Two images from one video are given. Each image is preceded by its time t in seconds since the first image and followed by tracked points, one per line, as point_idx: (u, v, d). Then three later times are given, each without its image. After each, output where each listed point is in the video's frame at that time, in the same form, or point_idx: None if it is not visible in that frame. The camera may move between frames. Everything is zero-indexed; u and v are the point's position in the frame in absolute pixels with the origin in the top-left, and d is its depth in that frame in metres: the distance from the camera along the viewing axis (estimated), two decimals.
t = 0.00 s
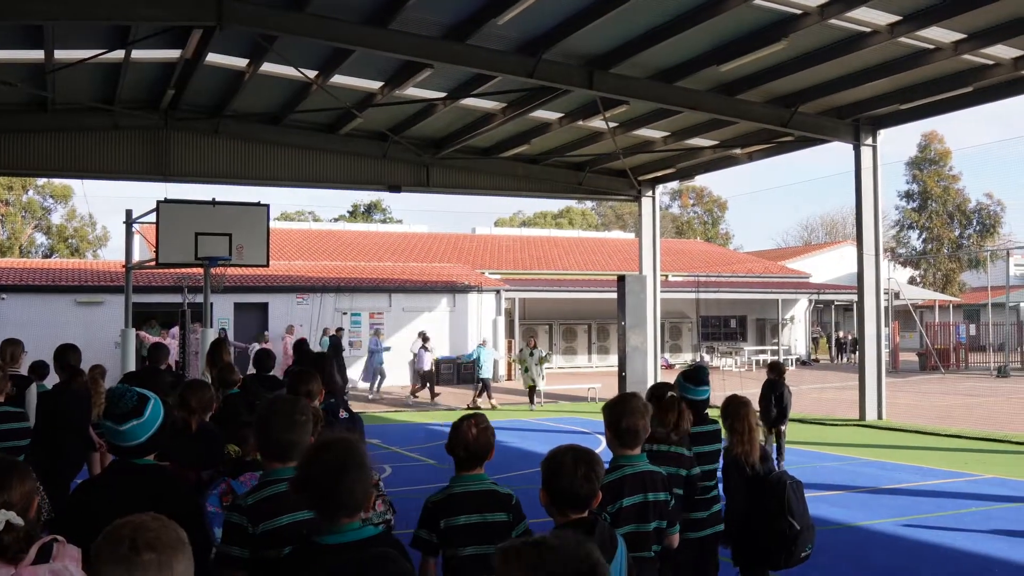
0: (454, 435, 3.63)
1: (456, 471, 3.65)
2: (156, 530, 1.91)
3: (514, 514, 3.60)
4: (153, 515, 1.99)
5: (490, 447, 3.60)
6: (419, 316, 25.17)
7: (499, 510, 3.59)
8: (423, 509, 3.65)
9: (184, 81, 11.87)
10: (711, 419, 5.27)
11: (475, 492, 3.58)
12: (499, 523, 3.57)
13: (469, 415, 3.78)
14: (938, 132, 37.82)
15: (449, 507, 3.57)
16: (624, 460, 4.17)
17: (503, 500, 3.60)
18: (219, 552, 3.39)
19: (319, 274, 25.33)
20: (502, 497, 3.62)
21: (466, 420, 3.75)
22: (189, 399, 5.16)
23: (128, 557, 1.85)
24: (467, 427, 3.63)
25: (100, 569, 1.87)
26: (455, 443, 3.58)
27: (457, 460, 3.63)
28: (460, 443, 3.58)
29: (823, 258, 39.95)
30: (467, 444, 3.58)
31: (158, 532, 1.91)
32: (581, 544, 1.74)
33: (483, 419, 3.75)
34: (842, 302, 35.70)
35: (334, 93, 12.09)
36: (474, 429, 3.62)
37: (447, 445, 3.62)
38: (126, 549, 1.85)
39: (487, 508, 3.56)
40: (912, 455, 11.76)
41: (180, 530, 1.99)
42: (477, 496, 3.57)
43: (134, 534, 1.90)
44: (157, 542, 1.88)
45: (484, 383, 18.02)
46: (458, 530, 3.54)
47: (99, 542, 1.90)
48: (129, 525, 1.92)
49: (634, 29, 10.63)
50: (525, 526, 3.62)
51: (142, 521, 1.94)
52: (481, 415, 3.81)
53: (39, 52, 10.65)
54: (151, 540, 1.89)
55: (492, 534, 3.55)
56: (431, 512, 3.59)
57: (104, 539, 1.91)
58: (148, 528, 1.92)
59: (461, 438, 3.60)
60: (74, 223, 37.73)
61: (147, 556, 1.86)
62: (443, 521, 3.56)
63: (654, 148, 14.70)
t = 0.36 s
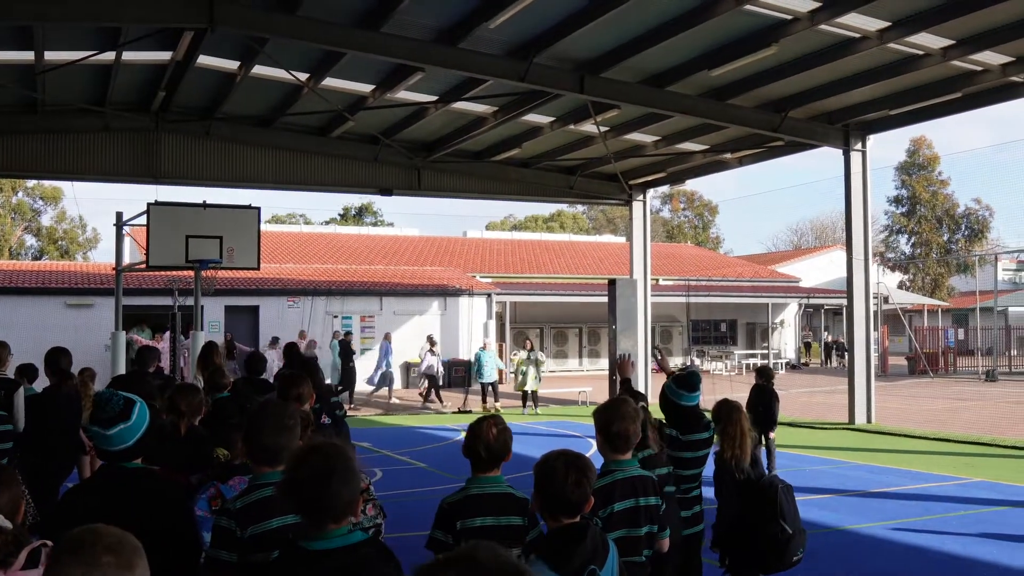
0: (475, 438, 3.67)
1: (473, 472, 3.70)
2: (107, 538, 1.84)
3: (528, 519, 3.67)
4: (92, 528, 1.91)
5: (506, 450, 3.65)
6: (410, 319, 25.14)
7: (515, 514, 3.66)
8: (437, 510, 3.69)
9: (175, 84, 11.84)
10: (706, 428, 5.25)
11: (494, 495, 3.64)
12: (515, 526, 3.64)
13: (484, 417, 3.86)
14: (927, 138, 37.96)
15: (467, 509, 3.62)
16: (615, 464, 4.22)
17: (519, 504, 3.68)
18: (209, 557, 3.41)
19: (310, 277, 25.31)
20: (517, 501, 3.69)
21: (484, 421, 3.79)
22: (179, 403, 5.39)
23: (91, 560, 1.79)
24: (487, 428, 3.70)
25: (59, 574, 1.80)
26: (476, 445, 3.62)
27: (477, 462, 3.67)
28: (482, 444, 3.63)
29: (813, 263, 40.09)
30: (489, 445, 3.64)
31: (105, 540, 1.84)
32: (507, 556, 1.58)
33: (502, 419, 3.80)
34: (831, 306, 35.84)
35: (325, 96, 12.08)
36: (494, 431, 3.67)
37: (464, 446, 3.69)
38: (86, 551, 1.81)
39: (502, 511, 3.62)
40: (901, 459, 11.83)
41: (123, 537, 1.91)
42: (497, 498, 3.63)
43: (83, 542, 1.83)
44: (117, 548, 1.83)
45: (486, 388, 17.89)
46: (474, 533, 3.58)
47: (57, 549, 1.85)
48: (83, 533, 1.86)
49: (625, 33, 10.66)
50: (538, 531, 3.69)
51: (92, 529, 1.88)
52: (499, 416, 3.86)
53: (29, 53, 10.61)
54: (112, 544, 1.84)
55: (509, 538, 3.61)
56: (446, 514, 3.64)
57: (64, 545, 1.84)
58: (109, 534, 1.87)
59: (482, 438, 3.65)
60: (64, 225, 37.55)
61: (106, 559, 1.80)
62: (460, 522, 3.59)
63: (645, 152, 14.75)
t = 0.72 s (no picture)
0: (457, 448, 3.70)
1: (460, 484, 3.71)
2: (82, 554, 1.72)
3: (517, 526, 3.67)
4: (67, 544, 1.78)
5: (490, 457, 3.69)
6: (407, 325, 25.12)
7: (504, 523, 3.65)
8: (425, 523, 3.67)
9: (172, 90, 11.84)
10: (696, 434, 5.23)
11: (481, 505, 3.63)
12: (504, 534, 3.63)
13: (464, 426, 3.85)
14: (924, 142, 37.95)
15: (456, 521, 3.59)
16: (612, 471, 4.21)
17: (507, 512, 3.68)
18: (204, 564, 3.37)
19: (307, 283, 25.32)
20: (505, 509, 3.68)
21: (466, 430, 3.83)
22: (174, 410, 5.42)
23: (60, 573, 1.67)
24: (469, 437, 3.73)
25: None
26: (458, 454, 3.66)
27: (461, 472, 3.69)
28: (464, 454, 3.66)
29: (809, 268, 40.12)
30: (470, 455, 3.67)
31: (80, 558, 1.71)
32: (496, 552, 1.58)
33: (482, 428, 3.84)
34: (829, 311, 35.85)
35: (321, 102, 12.10)
36: (475, 439, 3.72)
37: (447, 458, 3.69)
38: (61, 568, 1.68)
39: (490, 522, 3.61)
40: (897, 464, 11.82)
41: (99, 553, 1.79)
42: (484, 508, 3.62)
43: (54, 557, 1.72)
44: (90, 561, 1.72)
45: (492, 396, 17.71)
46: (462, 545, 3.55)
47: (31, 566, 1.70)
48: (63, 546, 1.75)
49: (621, 39, 10.66)
50: (526, 539, 3.67)
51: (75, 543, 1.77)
52: (481, 425, 3.90)
53: (26, 60, 10.63)
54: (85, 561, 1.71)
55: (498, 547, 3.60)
56: (435, 527, 3.61)
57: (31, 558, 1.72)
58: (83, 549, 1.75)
59: (464, 448, 3.68)
60: (60, 231, 37.56)
61: None
62: (449, 535, 3.57)
63: (641, 157, 14.77)
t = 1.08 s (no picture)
0: (446, 454, 3.68)
1: (448, 490, 3.71)
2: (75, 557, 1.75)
3: (507, 532, 3.69)
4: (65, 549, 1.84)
5: (479, 462, 3.68)
6: (406, 330, 25.12)
7: (494, 529, 3.67)
8: (415, 530, 3.69)
9: (171, 96, 11.85)
10: (692, 440, 5.21)
11: (470, 511, 3.65)
12: (493, 540, 3.65)
13: (455, 431, 3.87)
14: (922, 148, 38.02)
15: (445, 528, 3.61)
16: (611, 477, 4.21)
17: (497, 518, 3.70)
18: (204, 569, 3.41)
19: (306, 289, 25.32)
20: (495, 515, 3.71)
21: (455, 435, 3.81)
22: (172, 415, 5.43)
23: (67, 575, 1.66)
24: (458, 443, 3.72)
25: None
26: (448, 460, 3.64)
27: (450, 479, 3.69)
28: (453, 460, 3.65)
29: (807, 273, 40.16)
30: (459, 461, 3.66)
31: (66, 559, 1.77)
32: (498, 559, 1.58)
33: (470, 433, 3.83)
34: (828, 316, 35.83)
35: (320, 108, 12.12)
36: (464, 445, 3.71)
37: (437, 465, 3.69)
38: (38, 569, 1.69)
39: (481, 528, 3.63)
40: (896, 469, 11.82)
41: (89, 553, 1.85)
42: (472, 515, 3.64)
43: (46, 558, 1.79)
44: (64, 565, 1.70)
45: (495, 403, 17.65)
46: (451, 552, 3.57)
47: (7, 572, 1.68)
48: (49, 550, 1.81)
49: (620, 44, 10.68)
50: (517, 544, 3.69)
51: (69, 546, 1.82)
52: (469, 430, 3.89)
53: (24, 66, 10.65)
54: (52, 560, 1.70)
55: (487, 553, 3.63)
56: (425, 533, 3.64)
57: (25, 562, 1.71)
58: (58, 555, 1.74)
59: (452, 454, 3.67)
60: (59, 237, 37.53)
61: None
62: (439, 542, 3.59)
63: (640, 163, 14.79)
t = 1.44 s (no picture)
0: (461, 459, 3.70)
1: (462, 494, 3.71)
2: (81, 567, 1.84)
3: (520, 538, 3.67)
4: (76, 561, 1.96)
5: (493, 468, 3.70)
6: (414, 335, 25.10)
7: (507, 534, 3.66)
8: (428, 535, 3.68)
9: (180, 101, 11.88)
10: (700, 445, 5.21)
11: (483, 515, 3.64)
12: (507, 545, 3.63)
13: (470, 436, 3.88)
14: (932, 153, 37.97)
15: (458, 533, 3.60)
16: (619, 482, 4.21)
17: (511, 524, 3.68)
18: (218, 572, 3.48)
19: (314, 293, 25.33)
20: (508, 520, 3.69)
21: (470, 440, 3.83)
22: (180, 420, 5.46)
23: None
24: (474, 448, 3.74)
25: None
26: (464, 463, 3.66)
27: (465, 482, 3.69)
28: (469, 463, 3.66)
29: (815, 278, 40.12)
30: (475, 465, 3.67)
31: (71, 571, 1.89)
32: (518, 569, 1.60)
33: (486, 438, 3.85)
34: (836, 321, 35.75)
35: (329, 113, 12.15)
36: (480, 450, 3.73)
37: (451, 468, 3.70)
38: None
39: (494, 533, 3.62)
40: (907, 474, 11.79)
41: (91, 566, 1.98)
42: (484, 520, 3.63)
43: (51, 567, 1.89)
44: None
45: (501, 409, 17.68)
46: (465, 557, 3.56)
47: None
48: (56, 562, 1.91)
49: (628, 49, 10.70)
50: (530, 550, 3.67)
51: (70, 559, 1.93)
52: (485, 435, 3.91)
53: (35, 71, 10.69)
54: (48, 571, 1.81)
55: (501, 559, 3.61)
56: (439, 537, 3.62)
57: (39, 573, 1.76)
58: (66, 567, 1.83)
59: (469, 458, 3.69)
60: (69, 242, 37.65)
61: None
62: (452, 546, 3.58)
63: (648, 167, 14.81)
